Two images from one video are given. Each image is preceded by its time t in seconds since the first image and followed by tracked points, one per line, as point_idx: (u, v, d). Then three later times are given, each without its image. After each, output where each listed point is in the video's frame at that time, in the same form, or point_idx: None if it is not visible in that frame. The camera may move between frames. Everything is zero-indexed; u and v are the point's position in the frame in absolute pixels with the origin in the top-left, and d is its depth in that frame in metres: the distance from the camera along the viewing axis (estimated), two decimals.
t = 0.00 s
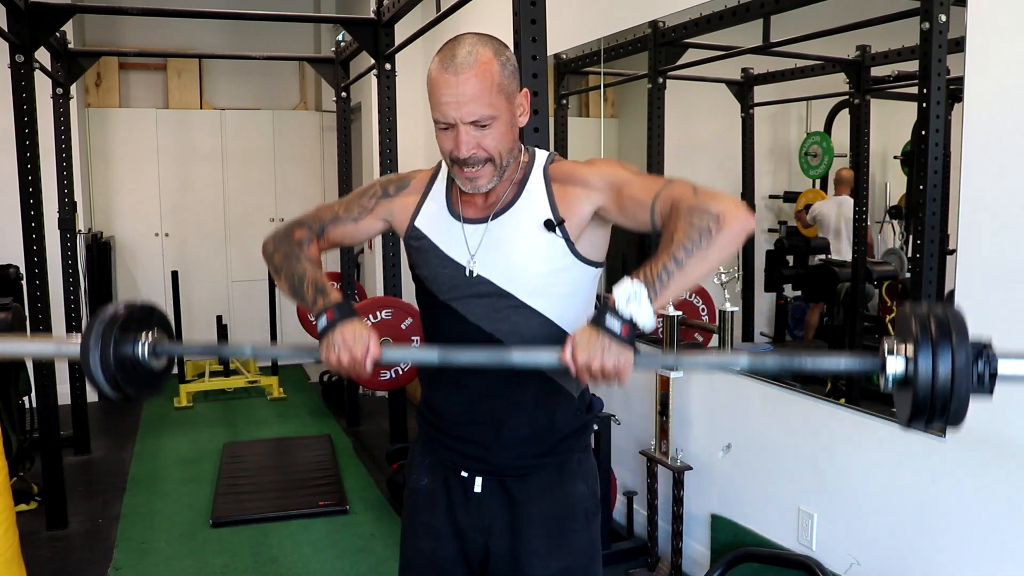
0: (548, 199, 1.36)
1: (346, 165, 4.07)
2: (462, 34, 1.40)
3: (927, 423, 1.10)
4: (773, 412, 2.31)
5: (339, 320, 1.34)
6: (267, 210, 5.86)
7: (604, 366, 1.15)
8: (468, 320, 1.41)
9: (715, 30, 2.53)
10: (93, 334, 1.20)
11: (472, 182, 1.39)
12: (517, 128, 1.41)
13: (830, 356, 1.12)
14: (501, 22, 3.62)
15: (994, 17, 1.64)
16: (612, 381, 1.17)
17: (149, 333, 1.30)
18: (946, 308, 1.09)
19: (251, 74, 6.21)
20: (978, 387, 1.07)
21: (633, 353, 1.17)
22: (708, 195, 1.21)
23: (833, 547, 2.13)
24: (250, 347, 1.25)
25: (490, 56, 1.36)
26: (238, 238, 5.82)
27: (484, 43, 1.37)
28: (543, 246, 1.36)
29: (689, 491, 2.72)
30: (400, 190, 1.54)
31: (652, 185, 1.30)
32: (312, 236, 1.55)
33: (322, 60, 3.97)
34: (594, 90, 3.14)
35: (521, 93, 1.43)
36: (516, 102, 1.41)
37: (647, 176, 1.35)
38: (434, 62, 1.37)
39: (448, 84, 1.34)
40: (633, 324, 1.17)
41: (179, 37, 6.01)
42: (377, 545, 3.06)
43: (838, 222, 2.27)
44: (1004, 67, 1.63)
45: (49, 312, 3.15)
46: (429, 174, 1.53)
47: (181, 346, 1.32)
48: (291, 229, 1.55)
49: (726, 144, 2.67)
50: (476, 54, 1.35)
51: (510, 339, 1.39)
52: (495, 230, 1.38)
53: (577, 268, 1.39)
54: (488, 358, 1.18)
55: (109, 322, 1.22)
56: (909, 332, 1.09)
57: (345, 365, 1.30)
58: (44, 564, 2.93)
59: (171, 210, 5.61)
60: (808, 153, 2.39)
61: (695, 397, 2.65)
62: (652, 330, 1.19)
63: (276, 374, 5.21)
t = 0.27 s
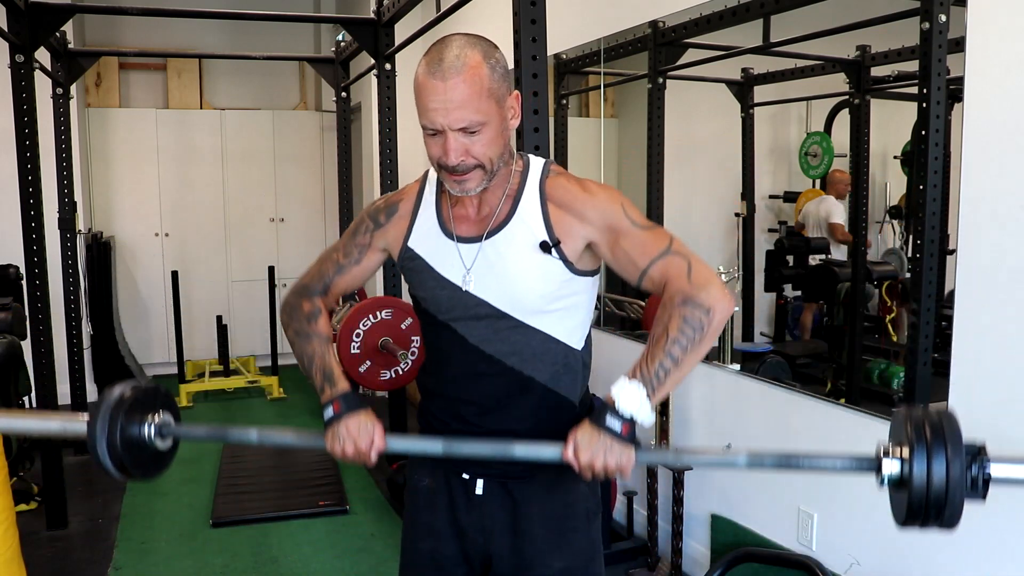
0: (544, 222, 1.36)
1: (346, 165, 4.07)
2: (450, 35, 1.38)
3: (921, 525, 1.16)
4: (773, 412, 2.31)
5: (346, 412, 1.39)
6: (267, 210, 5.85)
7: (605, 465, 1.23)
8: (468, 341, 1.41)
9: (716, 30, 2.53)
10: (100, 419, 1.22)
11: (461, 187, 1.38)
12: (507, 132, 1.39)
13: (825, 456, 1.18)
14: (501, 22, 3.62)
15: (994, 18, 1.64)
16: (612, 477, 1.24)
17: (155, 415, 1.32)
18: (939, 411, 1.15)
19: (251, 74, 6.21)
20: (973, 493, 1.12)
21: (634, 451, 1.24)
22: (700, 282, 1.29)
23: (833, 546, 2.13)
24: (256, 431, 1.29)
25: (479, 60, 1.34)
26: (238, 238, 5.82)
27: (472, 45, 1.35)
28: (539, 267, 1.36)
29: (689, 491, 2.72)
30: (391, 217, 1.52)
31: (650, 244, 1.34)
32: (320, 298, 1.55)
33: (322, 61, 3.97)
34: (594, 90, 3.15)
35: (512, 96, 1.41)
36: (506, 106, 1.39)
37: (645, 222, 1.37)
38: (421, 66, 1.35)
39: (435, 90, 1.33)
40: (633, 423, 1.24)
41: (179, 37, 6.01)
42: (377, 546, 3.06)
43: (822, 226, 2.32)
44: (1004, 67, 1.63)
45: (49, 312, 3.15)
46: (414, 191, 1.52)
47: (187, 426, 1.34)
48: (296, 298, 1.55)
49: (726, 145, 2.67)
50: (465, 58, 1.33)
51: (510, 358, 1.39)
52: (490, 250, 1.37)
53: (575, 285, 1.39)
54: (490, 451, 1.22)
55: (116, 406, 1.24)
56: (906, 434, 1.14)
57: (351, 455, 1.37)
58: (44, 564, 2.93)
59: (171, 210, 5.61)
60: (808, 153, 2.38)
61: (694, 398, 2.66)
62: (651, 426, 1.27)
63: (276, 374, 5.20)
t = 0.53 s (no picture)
0: (541, 236, 1.34)
1: (346, 165, 4.07)
2: (440, 37, 1.37)
3: None
4: (773, 413, 2.31)
5: (355, 471, 1.44)
6: (267, 210, 5.85)
7: (609, 527, 1.29)
8: (466, 353, 1.40)
9: (716, 30, 2.53)
10: (113, 470, 1.33)
11: (451, 192, 1.36)
12: (498, 137, 1.37)
13: (825, 520, 1.24)
14: (501, 23, 3.62)
15: (994, 18, 1.64)
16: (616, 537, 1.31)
17: (164, 467, 1.43)
18: (934, 477, 1.21)
19: (251, 74, 6.21)
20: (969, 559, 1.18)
21: (635, 511, 1.30)
22: (684, 331, 1.34)
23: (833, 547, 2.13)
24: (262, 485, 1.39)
25: (469, 62, 1.33)
26: (238, 238, 5.82)
27: (463, 47, 1.34)
28: (537, 282, 1.34)
29: (689, 490, 2.72)
30: (384, 234, 1.49)
31: (642, 283, 1.36)
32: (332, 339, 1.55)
33: (322, 61, 3.97)
34: (594, 90, 3.15)
35: (504, 99, 1.39)
36: (497, 109, 1.37)
37: (638, 253, 1.37)
38: (410, 69, 1.34)
39: (424, 93, 1.31)
40: (633, 484, 1.30)
41: (179, 37, 6.01)
42: (377, 546, 3.06)
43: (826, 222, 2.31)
44: (1004, 67, 1.63)
45: (50, 312, 3.16)
46: (406, 203, 1.49)
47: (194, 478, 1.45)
48: (311, 344, 1.56)
49: (726, 145, 2.67)
50: (454, 60, 1.32)
51: (509, 369, 1.38)
52: (485, 263, 1.35)
53: (571, 298, 1.38)
54: (493, 508, 1.31)
55: (125, 459, 1.35)
56: (903, 500, 1.21)
57: (357, 513, 1.43)
58: (44, 564, 2.93)
59: (171, 210, 5.61)
60: (808, 153, 2.38)
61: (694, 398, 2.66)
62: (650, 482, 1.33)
63: (276, 374, 5.20)
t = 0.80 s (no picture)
0: (543, 247, 1.34)
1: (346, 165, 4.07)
2: (438, 39, 1.35)
3: None
4: (773, 413, 2.31)
5: (363, 503, 1.47)
6: (267, 210, 5.85)
7: (612, 560, 1.31)
8: (467, 362, 1.40)
9: (715, 30, 2.53)
10: (120, 498, 1.38)
11: (448, 197, 1.34)
12: (496, 140, 1.35)
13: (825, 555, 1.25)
14: (501, 23, 3.62)
15: (995, 17, 1.64)
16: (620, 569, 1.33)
17: (171, 495, 1.48)
18: (934, 517, 1.21)
19: (251, 74, 6.21)
20: None
21: (638, 544, 1.32)
22: (670, 358, 1.36)
23: (833, 547, 2.13)
24: (267, 513, 1.43)
25: (467, 63, 1.31)
26: (238, 238, 5.81)
27: (461, 48, 1.32)
28: (538, 294, 1.33)
29: (689, 491, 2.72)
30: (382, 246, 1.47)
31: (636, 303, 1.37)
32: (343, 364, 1.56)
33: (322, 60, 3.97)
34: (594, 90, 3.15)
35: (503, 102, 1.38)
36: (496, 112, 1.35)
37: (633, 270, 1.37)
38: (407, 69, 1.32)
39: (420, 94, 1.29)
40: (635, 517, 1.32)
41: (179, 37, 6.01)
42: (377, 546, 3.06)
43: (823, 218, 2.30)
44: (1004, 67, 1.63)
45: (50, 312, 3.16)
46: (403, 211, 1.47)
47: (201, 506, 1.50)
48: (323, 369, 1.57)
49: (727, 145, 2.67)
50: (452, 61, 1.30)
51: (511, 377, 1.38)
52: (485, 273, 1.34)
53: (569, 307, 1.37)
54: (499, 541, 1.31)
55: (133, 487, 1.40)
56: (903, 538, 1.21)
57: (363, 542, 1.47)
58: (44, 564, 2.93)
59: (171, 210, 5.61)
60: (808, 153, 2.38)
61: (695, 399, 2.66)
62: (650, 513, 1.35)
63: (276, 374, 5.20)
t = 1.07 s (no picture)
0: (546, 257, 1.33)
1: (346, 166, 4.07)
2: (439, 40, 1.35)
3: None
4: (774, 414, 2.31)
5: (368, 522, 1.47)
6: (267, 210, 5.85)
7: None
8: (468, 367, 1.40)
9: (715, 30, 2.53)
10: (127, 512, 1.38)
11: (447, 201, 1.34)
12: (496, 144, 1.35)
13: None
14: (501, 23, 3.62)
15: (995, 17, 1.64)
16: None
17: (176, 511, 1.48)
18: (937, 544, 1.23)
19: (251, 74, 6.21)
20: None
21: (640, 566, 1.33)
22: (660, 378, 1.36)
23: (833, 547, 2.13)
24: (273, 530, 1.43)
25: (468, 65, 1.31)
26: (238, 238, 5.81)
27: (461, 49, 1.32)
28: (540, 303, 1.33)
29: (689, 491, 2.72)
30: (385, 253, 1.48)
31: (632, 317, 1.36)
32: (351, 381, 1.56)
33: (322, 60, 3.97)
34: (594, 90, 3.15)
35: (504, 104, 1.37)
36: (497, 115, 1.35)
37: (629, 284, 1.36)
38: (407, 70, 1.32)
39: (420, 95, 1.29)
40: (638, 541, 1.33)
41: (179, 37, 6.01)
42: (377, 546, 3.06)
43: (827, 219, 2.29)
44: (1004, 67, 1.63)
45: (50, 311, 3.16)
46: (404, 216, 1.48)
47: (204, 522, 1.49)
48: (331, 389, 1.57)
49: (727, 145, 2.67)
50: (452, 62, 1.30)
51: (513, 384, 1.38)
52: (486, 280, 1.34)
53: (569, 314, 1.37)
54: (503, 561, 1.34)
55: (139, 502, 1.40)
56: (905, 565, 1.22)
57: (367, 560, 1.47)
58: (44, 564, 2.93)
59: (171, 210, 5.61)
60: (808, 153, 2.37)
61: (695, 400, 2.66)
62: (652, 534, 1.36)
63: (276, 374, 5.20)
